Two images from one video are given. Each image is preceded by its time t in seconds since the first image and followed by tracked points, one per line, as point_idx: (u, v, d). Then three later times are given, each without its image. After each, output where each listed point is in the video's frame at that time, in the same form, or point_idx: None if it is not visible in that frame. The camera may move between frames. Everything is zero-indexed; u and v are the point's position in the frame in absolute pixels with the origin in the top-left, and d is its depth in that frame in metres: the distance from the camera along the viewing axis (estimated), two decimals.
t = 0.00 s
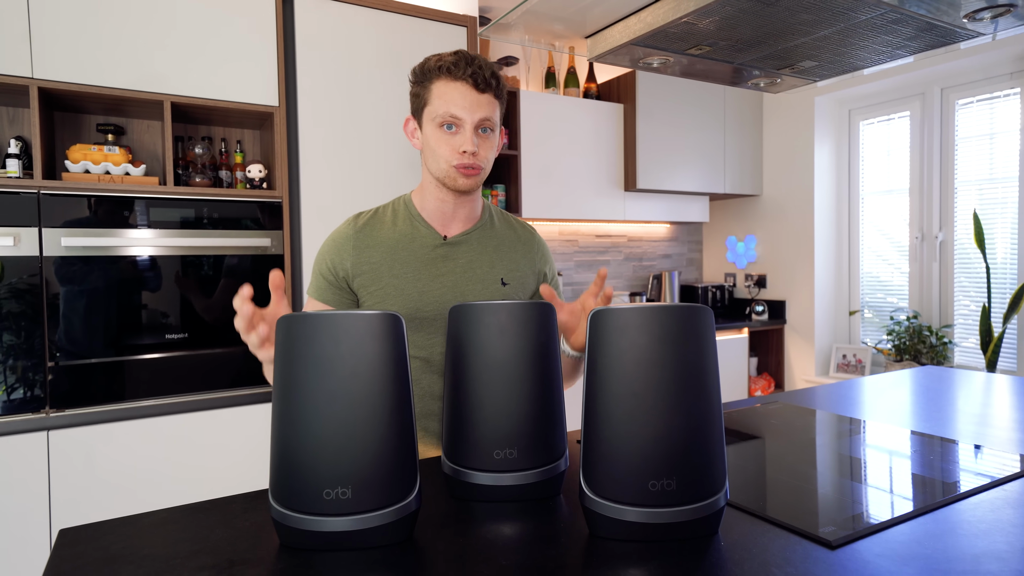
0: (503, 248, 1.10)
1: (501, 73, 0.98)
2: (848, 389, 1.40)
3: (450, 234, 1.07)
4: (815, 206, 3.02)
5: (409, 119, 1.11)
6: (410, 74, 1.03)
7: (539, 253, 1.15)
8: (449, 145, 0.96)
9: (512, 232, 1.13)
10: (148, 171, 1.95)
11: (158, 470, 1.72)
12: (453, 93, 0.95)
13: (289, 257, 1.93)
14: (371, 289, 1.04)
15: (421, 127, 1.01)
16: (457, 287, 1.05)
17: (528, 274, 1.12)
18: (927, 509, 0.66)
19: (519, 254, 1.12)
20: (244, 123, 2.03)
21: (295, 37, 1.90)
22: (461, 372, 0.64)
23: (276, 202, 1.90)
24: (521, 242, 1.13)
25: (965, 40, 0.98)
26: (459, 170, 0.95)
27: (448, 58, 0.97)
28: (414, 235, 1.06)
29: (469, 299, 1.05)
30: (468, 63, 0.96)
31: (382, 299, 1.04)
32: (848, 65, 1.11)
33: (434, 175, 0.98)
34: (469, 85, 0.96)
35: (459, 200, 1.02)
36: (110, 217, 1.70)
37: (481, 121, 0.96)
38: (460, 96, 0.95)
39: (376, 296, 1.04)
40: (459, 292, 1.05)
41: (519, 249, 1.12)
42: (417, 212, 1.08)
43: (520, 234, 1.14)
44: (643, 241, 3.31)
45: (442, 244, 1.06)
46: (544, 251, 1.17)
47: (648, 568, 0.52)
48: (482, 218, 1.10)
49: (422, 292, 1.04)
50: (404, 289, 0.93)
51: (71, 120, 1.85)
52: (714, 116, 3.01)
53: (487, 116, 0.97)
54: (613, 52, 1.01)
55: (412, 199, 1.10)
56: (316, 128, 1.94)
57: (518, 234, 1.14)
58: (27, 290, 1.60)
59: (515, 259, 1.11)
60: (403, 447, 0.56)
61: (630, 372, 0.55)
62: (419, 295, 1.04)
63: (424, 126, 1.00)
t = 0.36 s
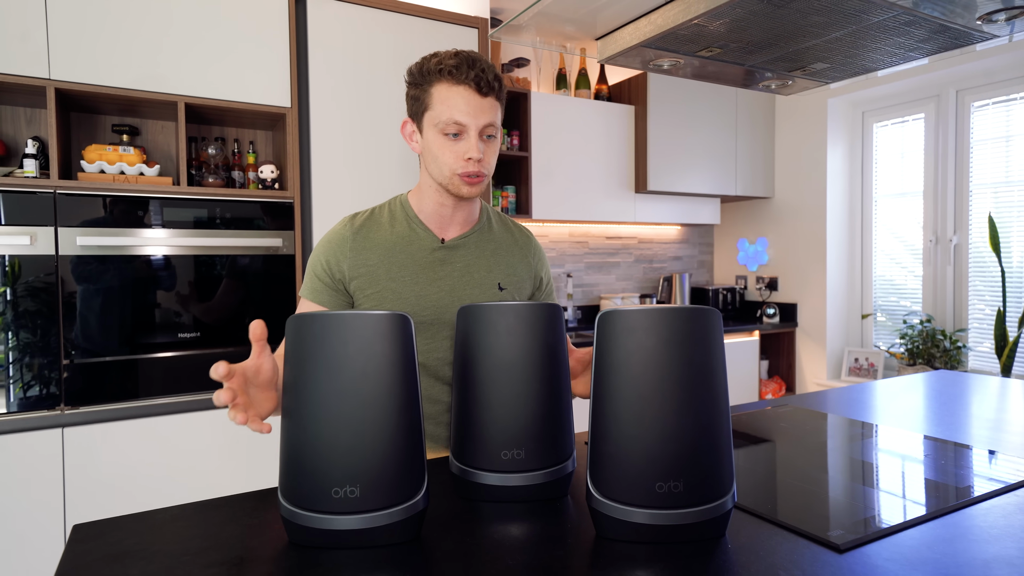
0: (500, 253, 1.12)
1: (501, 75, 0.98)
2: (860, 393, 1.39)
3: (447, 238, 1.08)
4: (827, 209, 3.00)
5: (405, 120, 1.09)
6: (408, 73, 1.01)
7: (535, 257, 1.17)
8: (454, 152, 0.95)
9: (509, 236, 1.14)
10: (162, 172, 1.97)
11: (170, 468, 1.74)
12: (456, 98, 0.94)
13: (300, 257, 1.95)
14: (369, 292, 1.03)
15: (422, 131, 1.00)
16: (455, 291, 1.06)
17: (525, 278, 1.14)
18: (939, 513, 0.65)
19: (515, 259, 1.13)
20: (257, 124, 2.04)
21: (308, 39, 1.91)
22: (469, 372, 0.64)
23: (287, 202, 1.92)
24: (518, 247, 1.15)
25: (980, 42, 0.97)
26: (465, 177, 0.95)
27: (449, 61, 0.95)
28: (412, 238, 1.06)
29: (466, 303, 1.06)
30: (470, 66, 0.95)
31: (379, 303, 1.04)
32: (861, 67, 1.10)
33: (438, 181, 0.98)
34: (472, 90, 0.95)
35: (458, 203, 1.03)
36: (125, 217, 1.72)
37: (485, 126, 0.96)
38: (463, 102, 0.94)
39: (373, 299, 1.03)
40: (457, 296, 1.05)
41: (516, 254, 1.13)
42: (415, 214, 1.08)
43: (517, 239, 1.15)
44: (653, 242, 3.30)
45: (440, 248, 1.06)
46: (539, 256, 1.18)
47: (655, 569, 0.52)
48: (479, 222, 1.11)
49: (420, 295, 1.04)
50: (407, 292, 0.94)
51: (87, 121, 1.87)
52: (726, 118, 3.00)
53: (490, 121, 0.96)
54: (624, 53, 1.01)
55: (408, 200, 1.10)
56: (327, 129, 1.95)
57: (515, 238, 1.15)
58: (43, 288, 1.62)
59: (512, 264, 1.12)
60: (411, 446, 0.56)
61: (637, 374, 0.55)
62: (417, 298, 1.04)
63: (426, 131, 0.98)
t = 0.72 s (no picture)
0: (508, 251, 1.11)
1: (505, 71, 0.98)
2: (869, 394, 1.38)
3: (455, 237, 1.08)
4: (836, 209, 2.98)
5: (411, 121, 1.11)
6: (412, 75, 1.02)
7: (544, 256, 1.16)
8: (459, 150, 0.96)
9: (518, 234, 1.14)
10: (172, 173, 1.99)
11: (179, 466, 1.75)
12: (460, 96, 0.95)
13: (308, 258, 1.96)
14: (376, 291, 1.04)
15: (427, 131, 1.01)
16: (462, 289, 1.05)
17: (534, 276, 1.13)
18: (946, 515, 0.65)
19: (523, 256, 1.12)
20: (266, 126, 2.06)
21: (316, 40, 1.93)
22: (475, 373, 0.65)
23: (296, 203, 1.93)
24: (526, 245, 1.14)
25: (991, 41, 0.97)
26: (470, 175, 0.95)
27: (453, 61, 0.96)
28: (419, 238, 1.06)
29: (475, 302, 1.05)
30: (474, 65, 0.95)
31: (387, 302, 1.04)
32: (869, 66, 1.09)
33: (444, 180, 0.99)
34: (475, 87, 0.95)
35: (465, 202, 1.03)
36: (136, 219, 1.74)
37: (489, 123, 0.96)
38: (468, 100, 0.95)
39: (380, 298, 1.04)
40: (465, 294, 1.05)
41: (524, 252, 1.13)
42: (423, 214, 1.08)
43: (525, 237, 1.15)
44: (660, 243, 3.29)
45: (447, 247, 1.06)
46: (549, 254, 1.18)
47: (660, 569, 0.52)
48: (487, 221, 1.11)
49: (427, 294, 1.04)
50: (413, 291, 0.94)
51: (98, 123, 1.89)
52: (734, 118, 2.99)
53: (495, 118, 0.96)
54: (631, 54, 1.01)
55: (416, 201, 1.11)
56: (335, 131, 1.96)
57: (523, 236, 1.15)
58: (55, 289, 1.64)
59: (520, 262, 1.12)
60: (416, 446, 0.57)
61: (642, 374, 0.55)
62: (425, 297, 1.04)
63: (431, 130, 0.99)
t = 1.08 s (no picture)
0: (528, 256, 1.11)
1: (527, 82, 0.97)
2: (872, 393, 1.38)
3: (475, 240, 1.08)
4: (838, 209, 2.98)
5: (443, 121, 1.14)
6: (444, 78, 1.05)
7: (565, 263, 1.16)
8: (467, 154, 0.99)
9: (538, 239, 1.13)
10: (175, 173, 2.00)
11: (182, 466, 1.76)
12: (475, 102, 0.96)
13: (310, 258, 1.96)
14: (395, 289, 1.05)
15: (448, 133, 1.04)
16: (480, 292, 1.06)
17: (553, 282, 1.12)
18: (948, 514, 0.65)
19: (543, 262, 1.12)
20: (268, 126, 2.06)
21: (318, 41, 1.93)
22: (479, 372, 0.65)
23: (298, 204, 1.93)
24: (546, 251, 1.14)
25: (993, 41, 0.97)
26: (475, 179, 0.98)
27: (476, 67, 0.96)
28: (440, 239, 1.07)
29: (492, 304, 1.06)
30: (494, 73, 0.96)
31: (404, 301, 1.05)
32: (871, 66, 1.09)
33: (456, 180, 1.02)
34: (492, 96, 0.96)
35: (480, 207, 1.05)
36: (138, 219, 1.74)
37: (500, 132, 0.97)
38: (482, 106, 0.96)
39: (399, 296, 1.05)
40: (482, 297, 1.05)
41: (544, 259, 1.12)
42: (445, 216, 1.09)
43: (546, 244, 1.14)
44: (662, 243, 3.29)
45: (467, 250, 1.07)
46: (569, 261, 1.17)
47: (664, 568, 0.52)
48: (508, 226, 1.10)
49: (444, 295, 1.04)
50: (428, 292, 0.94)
51: (101, 124, 1.90)
52: (735, 117, 2.99)
53: (508, 127, 0.97)
54: (633, 54, 1.02)
55: (439, 204, 1.11)
56: (337, 131, 1.96)
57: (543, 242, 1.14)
58: (57, 289, 1.65)
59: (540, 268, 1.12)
60: (421, 445, 0.57)
61: (646, 374, 0.55)
62: (442, 298, 1.05)
63: (450, 131, 1.02)
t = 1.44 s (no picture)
0: (538, 256, 1.12)
1: (551, 97, 0.97)
2: (865, 393, 1.40)
3: (487, 242, 1.09)
4: (831, 210, 3.00)
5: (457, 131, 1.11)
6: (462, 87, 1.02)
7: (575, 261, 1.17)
8: (490, 167, 0.96)
9: (548, 240, 1.14)
10: (170, 175, 1.99)
11: (176, 469, 1.75)
12: (500, 116, 0.94)
13: (306, 260, 1.96)
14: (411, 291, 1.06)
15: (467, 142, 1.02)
16: (492, 292, 1.08)
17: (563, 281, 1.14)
18: (941, 513, 0.65)
19: (553, 262, 1.13)
20: (264, 128, 2.06)
21: (314, 43, 1.93)
22: (478, 374, 0.65)
23: (294, 206, 1.93)
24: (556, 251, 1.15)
25: (984, 45, 0.98)
26: (498, 192, 0.96)
27: (500, 82, 0.95)
28: (454, 243, 1.08)
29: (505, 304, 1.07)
30: (518, 88, 0.94)
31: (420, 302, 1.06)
32: (864, 70, 1.10)
33: (475, 191, 1.00)
34: (518, 111, 0.94)
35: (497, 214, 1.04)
36: (131, 221, 1.73)
37: (525, 145, 0.96)
38: (506, 121, 0.94)
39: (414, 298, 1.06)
40: (493, 298, 1.08)
41: (554, 258, 1.14)
42: (459, 220, 1.10)
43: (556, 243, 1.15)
44: (657, 244, 3.30)
45: (479, 252, 1.08)
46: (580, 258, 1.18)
47: (661, 568, 0.53)
48: (519, 227, 1.11)
49: (457, 294, 1.06)
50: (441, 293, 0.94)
51: (96, 125, 1.89)
52: (730, 119, 3.00)
53: (531, 140, 0.96)
54: (629, 58, 1.02)
55: (455, 206, 1.12)
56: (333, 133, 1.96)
57: (553, 242, 1.15)
58: (50, 292, 1.64)
59: (550, 267, 1.13)
60: (420, 446, 0.57)
61: (644, 375, 0.56)
62: (456, 299, 1.06)
63: (470, 143, 1.00)
